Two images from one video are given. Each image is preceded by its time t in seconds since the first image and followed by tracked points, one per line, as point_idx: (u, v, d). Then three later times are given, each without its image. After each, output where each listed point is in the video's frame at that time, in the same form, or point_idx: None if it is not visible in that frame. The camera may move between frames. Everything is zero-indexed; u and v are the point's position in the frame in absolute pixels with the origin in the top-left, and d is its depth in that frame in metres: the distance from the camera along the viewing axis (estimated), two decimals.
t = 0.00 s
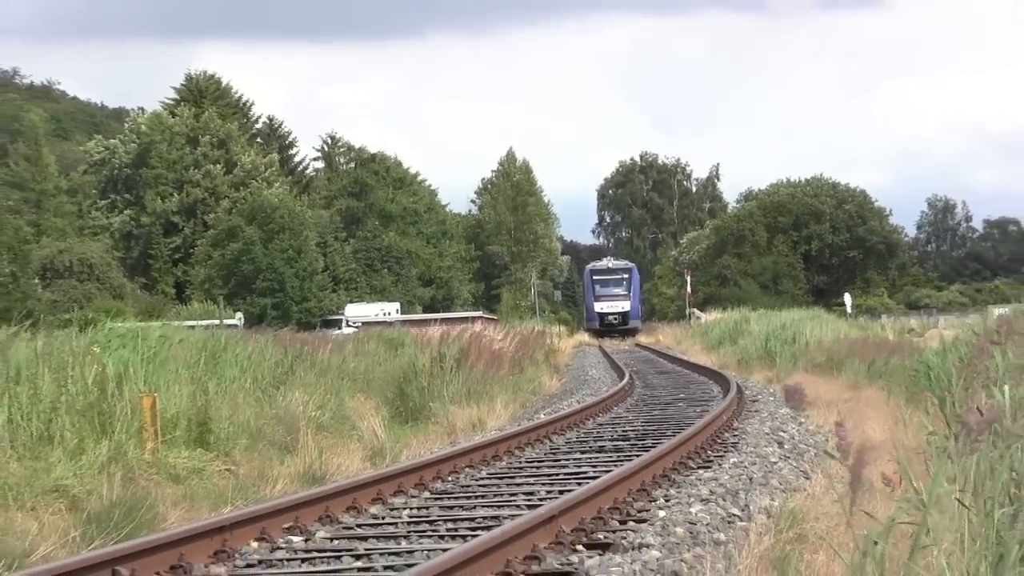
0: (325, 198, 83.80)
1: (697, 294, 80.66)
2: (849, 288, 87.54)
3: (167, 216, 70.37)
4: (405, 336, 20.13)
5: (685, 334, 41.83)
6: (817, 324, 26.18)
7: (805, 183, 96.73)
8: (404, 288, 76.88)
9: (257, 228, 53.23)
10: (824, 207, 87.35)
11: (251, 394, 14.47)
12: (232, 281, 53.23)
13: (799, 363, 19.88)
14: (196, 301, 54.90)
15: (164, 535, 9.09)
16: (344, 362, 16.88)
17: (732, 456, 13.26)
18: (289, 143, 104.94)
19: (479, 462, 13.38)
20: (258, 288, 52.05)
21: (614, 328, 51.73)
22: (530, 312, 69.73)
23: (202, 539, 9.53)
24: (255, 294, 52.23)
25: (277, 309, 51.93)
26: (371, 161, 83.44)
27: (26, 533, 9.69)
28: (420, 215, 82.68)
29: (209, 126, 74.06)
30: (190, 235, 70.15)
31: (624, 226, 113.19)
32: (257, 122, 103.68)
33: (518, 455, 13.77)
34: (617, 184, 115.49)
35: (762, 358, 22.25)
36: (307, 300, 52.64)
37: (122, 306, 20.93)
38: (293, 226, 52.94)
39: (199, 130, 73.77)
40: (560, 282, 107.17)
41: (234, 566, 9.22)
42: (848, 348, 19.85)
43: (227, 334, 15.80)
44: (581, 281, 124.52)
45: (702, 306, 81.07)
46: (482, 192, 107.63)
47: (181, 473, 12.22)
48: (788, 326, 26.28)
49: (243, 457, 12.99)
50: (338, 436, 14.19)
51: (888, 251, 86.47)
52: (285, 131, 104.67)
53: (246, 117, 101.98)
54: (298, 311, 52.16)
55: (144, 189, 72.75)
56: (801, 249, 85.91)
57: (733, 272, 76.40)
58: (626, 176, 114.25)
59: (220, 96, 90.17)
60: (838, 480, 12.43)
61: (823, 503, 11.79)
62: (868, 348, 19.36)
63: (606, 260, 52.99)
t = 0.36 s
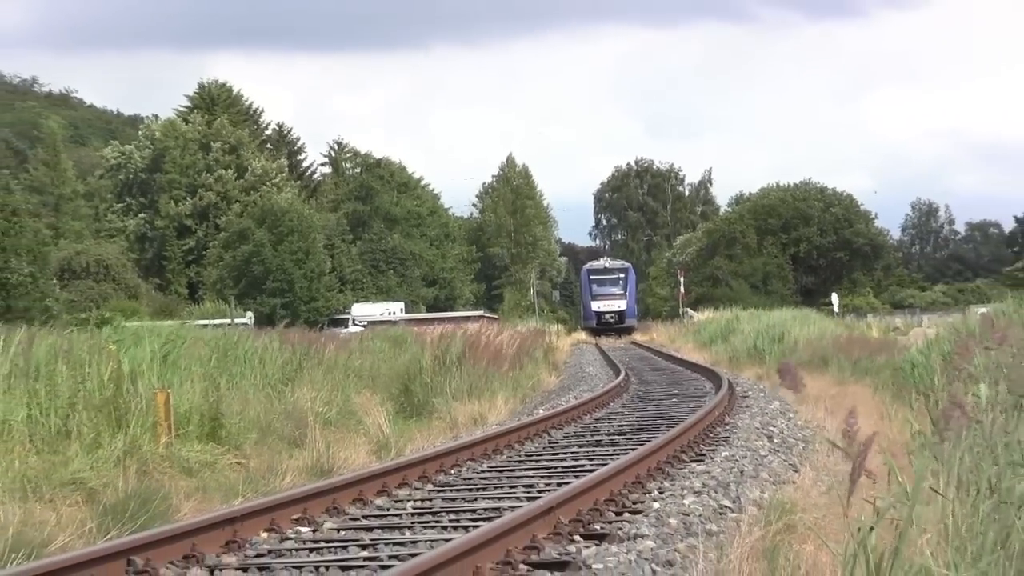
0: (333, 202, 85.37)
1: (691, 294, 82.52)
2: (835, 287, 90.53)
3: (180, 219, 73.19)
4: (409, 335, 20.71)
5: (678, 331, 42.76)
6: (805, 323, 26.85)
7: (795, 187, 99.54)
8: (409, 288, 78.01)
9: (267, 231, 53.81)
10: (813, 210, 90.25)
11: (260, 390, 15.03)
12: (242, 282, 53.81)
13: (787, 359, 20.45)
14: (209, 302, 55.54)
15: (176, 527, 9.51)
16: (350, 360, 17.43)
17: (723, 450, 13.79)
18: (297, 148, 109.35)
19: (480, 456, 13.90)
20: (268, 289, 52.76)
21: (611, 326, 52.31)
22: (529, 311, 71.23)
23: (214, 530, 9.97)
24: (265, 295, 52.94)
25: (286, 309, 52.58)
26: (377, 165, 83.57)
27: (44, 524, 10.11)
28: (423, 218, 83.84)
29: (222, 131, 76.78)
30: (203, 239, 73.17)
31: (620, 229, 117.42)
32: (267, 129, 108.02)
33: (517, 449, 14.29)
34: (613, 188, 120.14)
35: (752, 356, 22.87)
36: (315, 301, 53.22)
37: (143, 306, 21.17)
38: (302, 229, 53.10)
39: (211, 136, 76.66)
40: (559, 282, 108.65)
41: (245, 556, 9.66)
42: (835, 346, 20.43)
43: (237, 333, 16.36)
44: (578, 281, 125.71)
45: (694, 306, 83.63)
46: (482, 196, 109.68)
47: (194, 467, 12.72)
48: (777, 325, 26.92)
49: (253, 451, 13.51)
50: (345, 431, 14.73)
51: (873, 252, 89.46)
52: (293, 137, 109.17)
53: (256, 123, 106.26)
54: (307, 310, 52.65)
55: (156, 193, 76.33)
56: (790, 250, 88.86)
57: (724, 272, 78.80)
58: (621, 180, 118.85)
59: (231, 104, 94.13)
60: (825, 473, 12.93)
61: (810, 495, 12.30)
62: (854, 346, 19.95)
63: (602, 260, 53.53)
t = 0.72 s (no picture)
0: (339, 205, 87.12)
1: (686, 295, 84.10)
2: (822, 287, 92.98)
3: (193, 221, 75.69)
4: (412, 332, 21.33)
5: (671, 330, 43.72)
6: (793, 322, 27.55)
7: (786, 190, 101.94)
8: (413, 288, 78.99)
9: (277, 233, 54.48)
10: (801, 213, 92.77)
11: (270, 386, 15.62)
12: (253, 282, 54.36)
13: (777, 357, 21.03)
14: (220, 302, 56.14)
15: (189, 518, 9.92)
16: (356, 358, 18.00)
17: (715, 444, 14.35)
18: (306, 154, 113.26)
19: (481, 449, 14.45)
20: (277, 288, 53.36)
21: (607, 326, 52.65)
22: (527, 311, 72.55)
23: (225, 521, 10.42)
24: (275, 295, 53.55)
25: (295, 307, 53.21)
26: (383, 171, 85.88)
27: (62, 515, 10.50)
28: (426, 220, 85.13)
29: (233, 137, 79.50)
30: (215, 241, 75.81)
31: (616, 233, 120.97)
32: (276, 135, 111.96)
33: (517, 443, 14.83)
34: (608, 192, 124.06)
35: (742, 354, 23.50)
36: (324, 301, 53.85)
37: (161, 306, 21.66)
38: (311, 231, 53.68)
39: (223, 141, 79.49)
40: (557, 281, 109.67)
41: (255, 545, 10.11)
42: (823, 343, 21.00)
43: (247, 332, 16.96)
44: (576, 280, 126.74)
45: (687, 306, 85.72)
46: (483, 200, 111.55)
47: (206, 460, 13.23)
48: (767, 324, 27.60)
49: (263, 444, 14.04)
50: (352, 425, 15.30)
51: (859, 253, 92.02)
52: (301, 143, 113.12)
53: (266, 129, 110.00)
54: (315, 310, 53.24)
55: (172, 196, 79.88)
56: (779, 252, 91.22)
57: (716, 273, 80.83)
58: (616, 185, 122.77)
59: (241, 111, 96.16)
60: (812, 466, 13.43)
61: (798, 487, 12.81)
62: (840, 343, 20.56)
63: (599, 262, 54.42)
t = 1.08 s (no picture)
0: (346, 209, 88.41)
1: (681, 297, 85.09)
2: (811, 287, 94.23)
3: (206, 224, 76.63)
4: (417, 331, 21.93)
5: (664, 330, 44.49)
6: (783, 321, 28.22)
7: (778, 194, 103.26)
8: (417, 289, 79.76)
9: (285, 235, 55.24)
10: (790, 217, 94.01)
11: (280, 382, 16.20)
12: (262, 282, 54.93)
13: (767, 355, 21.63)
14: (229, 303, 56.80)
15: (200, 510, 10.37)
16: (362, 356, 18.57)
17: (708, 439, 14.91)
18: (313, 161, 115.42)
19: (482, 444, 15.02)
20: (286, 288, 53.97)
21: (605, 325, 53.22)
22: (526, 310, 73.40)
23: (237, 512, 10.91)
24: (283, 294, 54.13)
25: (303, 307, 53.85)
26: (389, 176, 87.33)
27: (79, 507, 10.93)
28: (429, 224, 86.15)
29: (244, 144, 80.67)
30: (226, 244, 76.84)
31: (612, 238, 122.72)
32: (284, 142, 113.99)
33: (517, 438, 15.38)
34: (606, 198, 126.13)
35: (735, 351, 24.10)
36: (331, 301, 54.45)
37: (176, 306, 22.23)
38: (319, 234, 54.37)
39: (234, 148, 80.80)
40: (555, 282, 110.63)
41: (265, 536, 10.58)
42: (812, 341, 21.58)
43: (257, 331, 17.54)
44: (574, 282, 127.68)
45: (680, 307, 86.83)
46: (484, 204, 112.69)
47: (217, 453, 13.72)
48: (757, 323, 28.26)
49: (272, 439, 14.57)
50: (358, 420, 15.86)
51: (847, 255, 93.26)
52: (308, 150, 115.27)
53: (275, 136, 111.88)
54: (323, 309, 53.82)
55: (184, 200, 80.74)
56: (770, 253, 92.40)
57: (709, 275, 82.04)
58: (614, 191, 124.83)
59: (251, 119, 97.94)
60: (802, 459, 13.96)
61: (788, 479, 13.33)
62: (830, 340, 21.12)
63: (596, 261, 55.05)
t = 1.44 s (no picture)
0: (353, 213, 89.76)
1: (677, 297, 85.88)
2: (799, 288, 95.25)
3: (218, 227, 77.68)
4: (420, 329, 22.54)
5: (657, 329, 45.19)
6: (772, 320, 28.88)
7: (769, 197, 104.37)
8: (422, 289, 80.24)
9: (294, 237, 56.01)
10: (779, 220, 95.03)
11: (288, 379, 16.79)
12: (272, 283, 55.63)
13: (756, 352, 22.22)
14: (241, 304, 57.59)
15: (212, 502, 10.84)
16: (366, 353, 19.16)
17: (700, 434, 15.48)
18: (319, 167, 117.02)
19: (483, 439, 15.59)
20: (294, 288, 54.57)
21: (602, 323, 53.85)
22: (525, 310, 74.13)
23: (247, 505, 11.40)
24: (293, 294, 54.69)
25: (311, 308, 54.44)
26: (394, 181, 89.06)
27: (95, 499, 11.31)
28: (434, 227, 87.05)
29: (255, 149, 81.76)
30: (236, 246, 77.88)
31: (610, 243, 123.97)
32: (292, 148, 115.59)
33: (516, 433, 15.95)
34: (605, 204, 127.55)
35: (726, 349, 24.72)
36: (339, 300, 54.98)
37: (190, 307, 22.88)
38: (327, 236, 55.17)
39: (244, 153, 82.03)
40: (554, 283, 111.46)
41: (274, 527, 11.08)
42: (800, 339, 22.18)
43: (265, 329, 18.16)
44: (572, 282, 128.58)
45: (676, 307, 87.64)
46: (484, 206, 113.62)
47: (228, 447, 14.26)
48: (746, 322, 28.89)
49: (282, 434, 15.15)
50: (364, 415, 16.45)
51: (834, 256, 94.38)
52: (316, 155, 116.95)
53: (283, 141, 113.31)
54: (331, 309, 54.35)
55: (196, 204, 81.69)
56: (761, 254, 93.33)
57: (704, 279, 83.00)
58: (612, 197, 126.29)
59: (262, 126, 99.32)
60: (790, 452, 14.52)
61: (777, 471, 13.89)
62: (818, 339, 21.74)
63: (593, 261, 55.60)
